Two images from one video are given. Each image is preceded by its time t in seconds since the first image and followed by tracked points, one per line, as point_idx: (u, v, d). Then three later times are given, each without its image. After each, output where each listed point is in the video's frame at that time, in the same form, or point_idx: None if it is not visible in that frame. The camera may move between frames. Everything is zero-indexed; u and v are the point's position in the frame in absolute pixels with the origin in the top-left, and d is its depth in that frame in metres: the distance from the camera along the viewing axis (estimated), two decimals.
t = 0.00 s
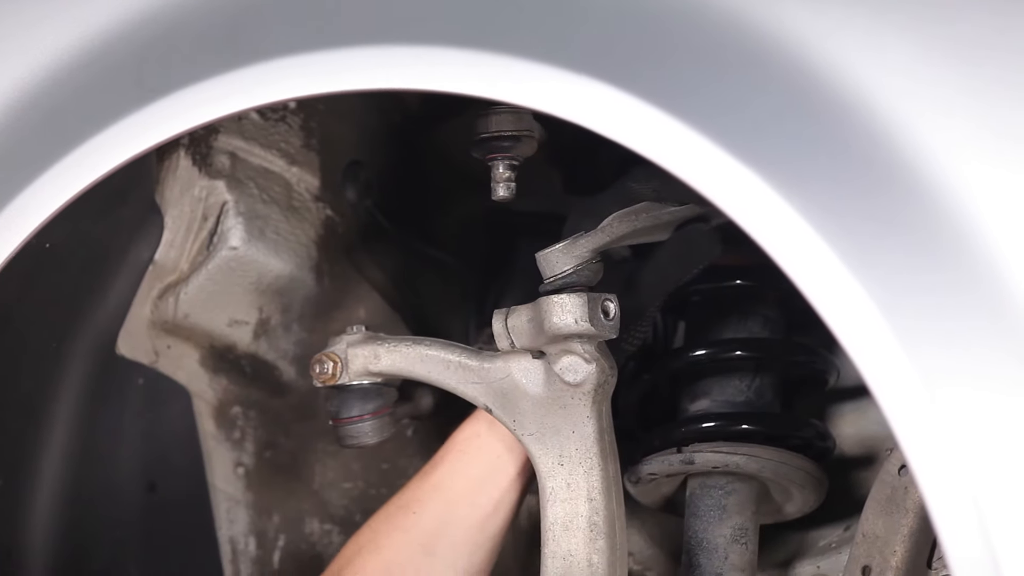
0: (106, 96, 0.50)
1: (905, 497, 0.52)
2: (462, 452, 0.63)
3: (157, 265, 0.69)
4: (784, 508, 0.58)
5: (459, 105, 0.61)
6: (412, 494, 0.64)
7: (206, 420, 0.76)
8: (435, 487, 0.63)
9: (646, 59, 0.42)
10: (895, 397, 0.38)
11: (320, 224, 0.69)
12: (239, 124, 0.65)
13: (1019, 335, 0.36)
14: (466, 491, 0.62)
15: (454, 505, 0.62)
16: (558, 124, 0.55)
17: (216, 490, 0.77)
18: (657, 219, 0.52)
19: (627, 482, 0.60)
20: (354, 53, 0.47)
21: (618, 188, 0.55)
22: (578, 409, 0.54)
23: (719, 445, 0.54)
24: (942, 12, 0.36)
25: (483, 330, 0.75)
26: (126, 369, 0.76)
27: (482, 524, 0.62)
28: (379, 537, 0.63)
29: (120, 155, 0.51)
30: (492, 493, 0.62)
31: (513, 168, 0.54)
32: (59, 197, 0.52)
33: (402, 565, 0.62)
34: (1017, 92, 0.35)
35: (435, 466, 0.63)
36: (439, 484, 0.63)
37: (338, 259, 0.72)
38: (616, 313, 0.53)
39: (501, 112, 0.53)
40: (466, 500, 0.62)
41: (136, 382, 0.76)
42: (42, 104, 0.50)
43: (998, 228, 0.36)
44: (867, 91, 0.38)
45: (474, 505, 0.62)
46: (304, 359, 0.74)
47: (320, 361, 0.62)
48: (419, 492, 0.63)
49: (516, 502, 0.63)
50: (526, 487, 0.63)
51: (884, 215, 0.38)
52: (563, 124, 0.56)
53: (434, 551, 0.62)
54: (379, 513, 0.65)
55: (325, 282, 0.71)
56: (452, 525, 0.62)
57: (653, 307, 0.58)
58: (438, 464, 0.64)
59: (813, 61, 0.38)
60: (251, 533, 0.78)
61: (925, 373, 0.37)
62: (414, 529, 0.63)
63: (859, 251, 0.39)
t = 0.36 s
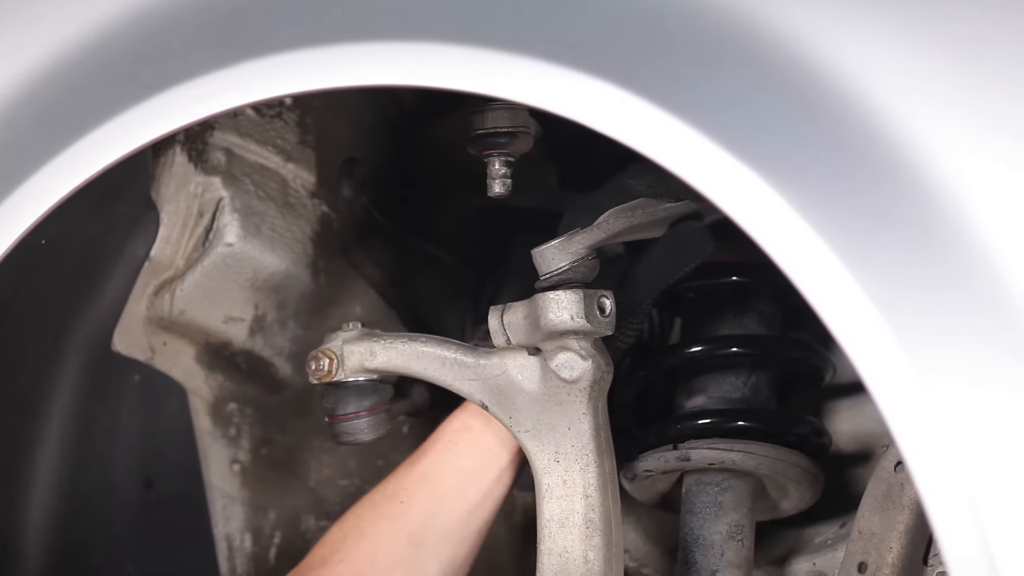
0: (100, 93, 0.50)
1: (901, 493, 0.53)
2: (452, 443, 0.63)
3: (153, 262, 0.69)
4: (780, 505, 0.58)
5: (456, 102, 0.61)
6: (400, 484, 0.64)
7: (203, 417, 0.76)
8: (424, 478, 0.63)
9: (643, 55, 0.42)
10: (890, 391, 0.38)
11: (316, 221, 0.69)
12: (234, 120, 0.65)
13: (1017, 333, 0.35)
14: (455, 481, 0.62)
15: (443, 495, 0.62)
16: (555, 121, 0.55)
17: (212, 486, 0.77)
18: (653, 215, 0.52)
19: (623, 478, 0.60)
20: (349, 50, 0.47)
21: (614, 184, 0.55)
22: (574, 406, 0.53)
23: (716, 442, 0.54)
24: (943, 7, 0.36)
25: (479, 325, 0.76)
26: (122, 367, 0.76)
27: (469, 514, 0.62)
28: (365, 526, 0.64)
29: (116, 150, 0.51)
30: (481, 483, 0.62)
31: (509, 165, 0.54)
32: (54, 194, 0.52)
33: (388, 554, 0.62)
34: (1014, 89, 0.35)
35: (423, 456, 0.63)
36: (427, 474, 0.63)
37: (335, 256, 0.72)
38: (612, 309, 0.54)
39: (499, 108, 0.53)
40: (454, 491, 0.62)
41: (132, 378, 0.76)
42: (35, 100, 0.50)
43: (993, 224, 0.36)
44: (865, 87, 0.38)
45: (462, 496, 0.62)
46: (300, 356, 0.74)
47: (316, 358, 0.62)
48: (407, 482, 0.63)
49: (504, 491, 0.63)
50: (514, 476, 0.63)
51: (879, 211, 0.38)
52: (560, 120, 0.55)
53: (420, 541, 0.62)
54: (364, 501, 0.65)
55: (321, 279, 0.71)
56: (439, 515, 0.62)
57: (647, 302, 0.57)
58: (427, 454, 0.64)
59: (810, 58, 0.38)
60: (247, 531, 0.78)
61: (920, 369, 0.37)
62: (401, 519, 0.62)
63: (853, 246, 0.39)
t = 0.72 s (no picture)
0: (101, 91, 0.50)
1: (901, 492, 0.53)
2: (455, 444, 0.63)
3: (153, 260, 0.69)
4: (780, 504, 0.58)
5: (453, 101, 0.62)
6: (403, 486, 0.64)
7: (202, 415, 0.76)
8: (427, 479, 0.63)
9: (644, 54, 0.42)
10: (891, 389, 0.38)
11: (316, 219, 0.69)
12: (235, 119, 0.65)
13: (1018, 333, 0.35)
14: (458, 482, 0.62)
15: (446, 496, 0.62)
16: (555, 119, 0.55)
17: (212, 485, 0.77)
18: (653, 214, 0.52)
19: (623, 477, 0.60)
20: (349, 49, 0.47)
21: (615, 183, 0.55)
22: (574, 404, 0.53)
23: (716, 440, 0.54)
24: (942, 6, 0.36)
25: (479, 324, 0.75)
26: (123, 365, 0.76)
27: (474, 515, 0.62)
28: (369, 528, 0.64)
29: (118, 148, 0.51)
30: (484, 483, 0.62)
31: (509, 164, 0.54)
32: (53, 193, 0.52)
33: (392, 556, 0.62)
34: (1015, 89, 0.35)
35: (425, 458, 0.63)
36: (431, 476, 0.63)
37: (335, 254, 0.72)
38: (612, 308, 0.53)
39: (498, 107, 0.52)
40: (458, 492, 0.62)
41: (132, 377, 0.77)
42: (35, 99, 0.50)
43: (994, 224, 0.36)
44: (865, 86, 0.37)
45: (466, 497, 0.62)
46: (301, 354, 0.74)
47: (316, 356, 0.62)
48: (410, 484, 0.63)
49: (508, 491, 0.62)
50: (517, 476, 0.63)
51: (879, 209, 0.38)
52: (560, 119, 0.55)
53: (424, 543, 0.62)
54: (369, 504, 0.65)
55: (322, 277, 0.71)
56: (443, 517, 0.62)
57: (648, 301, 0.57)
58: (430, 456, 0.64)
59: (810, 56, 0.38)
60: (247, 529, 0.78)
61: (920, 367, 0.37)
62: (404, 522, 0.63)
63: (854, 244, 0.39)
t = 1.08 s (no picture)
0: (110, 91, 0.50)
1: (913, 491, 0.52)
2: (470, 447, 0.63)
3: (163, 258, 0.70)
4: (791, 502, 0.58)
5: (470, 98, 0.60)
6: (421, 490, 0.64)
7: (213, 412, 0.77)
8: (444, 482, 0.63)
9: (655, 53, 0.42)
10: (904, 391, 0.37)
11: (326, 217, 0.69)
12: (246, 117, 0.65)
13: None
14: (475, 484, 0.62)
15: (463, 498, 0.62)
16: (567, 117, 0.55)
17: (223, 482, 0.78)
18: (665, 212, 0.52)
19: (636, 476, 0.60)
20: (361, 47, 0.47)
21: (627, 181, 0.55)
22: (585, 402, 0.53)
23: (727, 438, 0.54)
24: (942, 5, 0.36)
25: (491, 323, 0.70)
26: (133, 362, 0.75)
27: (492, 517, 0.62)
28: (389, 531, 0.64)
29: (127, 147, 0.51)
30: (500, 485, 0.62)
31: (520, 161, 0.54)
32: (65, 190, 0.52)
33: (413, 560, 0.62)
34: (1015, 89, 0.35)
35: (443, 461, 0.63)
36: (447, 478, 0.63)
37: (346, 252, 0.72)
38: (624, 306, 0.53)
39: (508, 105, 0.52)
40: (475, 494, 0.62)
41: (142, 374, 0.76)
42: (44, 99, 0.50)
43: (1009, 226, 0.36)
44: (875, 84, 0.38)
45: (484, 499, 0.62)
46: (311, 352, 0.75)
47: (328, 353, 0.62)
48: (428, 488, 0.64)
49: (524, 494, 0.62)
50: (533, 479, 0.63)
51: (897, 211, 0.38)
52: (571, 117, 0.55)
53: (444, 547, 0.62)
54: (387, 508, 0.65)
55: (333, 275, 0.71)
56: (462, 519, 0.62)
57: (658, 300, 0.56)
58: (445, 459, 0.64)
59: (822, 56, 0.38)
60: (257, 527, 0.80)
61: (935, 370, 0.37)
62: (423, 525, 0.63)
63: (869, 245, 0.39)
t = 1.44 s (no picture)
0: (129, 91, 0.50)
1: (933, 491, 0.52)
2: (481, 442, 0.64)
3: (182, 257, 0.69)
4: (811, 501, 0.58)
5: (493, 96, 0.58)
6: (435, 485, 0.67)
7: (234, 411, 0.78)
8: (460, 480, 0.65)
9: (678, 54, 0.41)
10: (928, 396, 0.37)
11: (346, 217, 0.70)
12: (266, 117, 0.64)
13: None
14: (489, 482, 0.64)
15: (478, 495, 0.64)
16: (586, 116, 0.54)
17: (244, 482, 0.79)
18: (686, 211, 0.51)
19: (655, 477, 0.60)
20: (379, 47, 0.47)
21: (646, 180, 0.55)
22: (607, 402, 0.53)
23: (747, 439, 0.54)
24: (942, 6, 0.37)
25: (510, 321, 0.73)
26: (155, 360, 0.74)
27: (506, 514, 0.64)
28: (403, 525, 0.68)
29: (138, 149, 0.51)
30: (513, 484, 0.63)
31: (539, 161, 0.54)
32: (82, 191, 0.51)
33: (428, 550, 0.67)
34: None
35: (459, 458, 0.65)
36: (463, 475, 0.65)
37: (365, 252, 0.72)
38: (643, 305, 0.53)
39: (530, 104, 0.52)
40: (490, 491, 0.64)
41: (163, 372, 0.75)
42: (60, 101, 0.50)
43: None
44: (896, 86, 0.38)
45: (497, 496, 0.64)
46: (331, 352, 0.75)
47: (347, 353, 0.62)
48: (443, 484, 0.66)
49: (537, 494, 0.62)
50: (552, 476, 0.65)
51: (921, 213, 0.38)
52: (590, 116, 0.55)
53: (459, 538, 0.66)
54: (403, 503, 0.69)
55: (352, 274, 0.72)
56: (477, 514, 0.65)
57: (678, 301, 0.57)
58: (461, 455, 0.65)
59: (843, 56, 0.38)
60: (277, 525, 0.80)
61: (955, 375, 0.37)
62: (439, 519, 0.66)
63: (893, 246, 0.38)
